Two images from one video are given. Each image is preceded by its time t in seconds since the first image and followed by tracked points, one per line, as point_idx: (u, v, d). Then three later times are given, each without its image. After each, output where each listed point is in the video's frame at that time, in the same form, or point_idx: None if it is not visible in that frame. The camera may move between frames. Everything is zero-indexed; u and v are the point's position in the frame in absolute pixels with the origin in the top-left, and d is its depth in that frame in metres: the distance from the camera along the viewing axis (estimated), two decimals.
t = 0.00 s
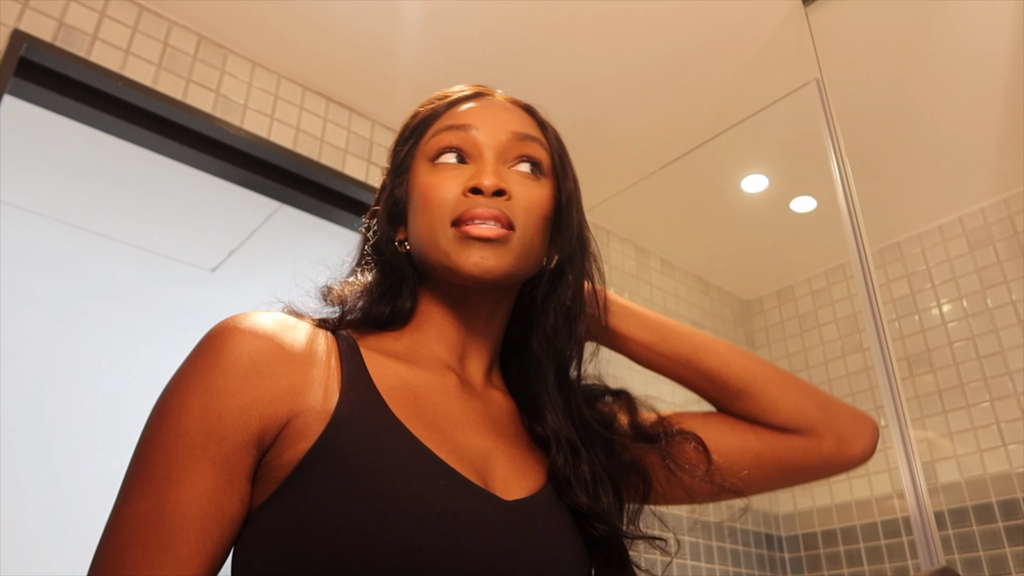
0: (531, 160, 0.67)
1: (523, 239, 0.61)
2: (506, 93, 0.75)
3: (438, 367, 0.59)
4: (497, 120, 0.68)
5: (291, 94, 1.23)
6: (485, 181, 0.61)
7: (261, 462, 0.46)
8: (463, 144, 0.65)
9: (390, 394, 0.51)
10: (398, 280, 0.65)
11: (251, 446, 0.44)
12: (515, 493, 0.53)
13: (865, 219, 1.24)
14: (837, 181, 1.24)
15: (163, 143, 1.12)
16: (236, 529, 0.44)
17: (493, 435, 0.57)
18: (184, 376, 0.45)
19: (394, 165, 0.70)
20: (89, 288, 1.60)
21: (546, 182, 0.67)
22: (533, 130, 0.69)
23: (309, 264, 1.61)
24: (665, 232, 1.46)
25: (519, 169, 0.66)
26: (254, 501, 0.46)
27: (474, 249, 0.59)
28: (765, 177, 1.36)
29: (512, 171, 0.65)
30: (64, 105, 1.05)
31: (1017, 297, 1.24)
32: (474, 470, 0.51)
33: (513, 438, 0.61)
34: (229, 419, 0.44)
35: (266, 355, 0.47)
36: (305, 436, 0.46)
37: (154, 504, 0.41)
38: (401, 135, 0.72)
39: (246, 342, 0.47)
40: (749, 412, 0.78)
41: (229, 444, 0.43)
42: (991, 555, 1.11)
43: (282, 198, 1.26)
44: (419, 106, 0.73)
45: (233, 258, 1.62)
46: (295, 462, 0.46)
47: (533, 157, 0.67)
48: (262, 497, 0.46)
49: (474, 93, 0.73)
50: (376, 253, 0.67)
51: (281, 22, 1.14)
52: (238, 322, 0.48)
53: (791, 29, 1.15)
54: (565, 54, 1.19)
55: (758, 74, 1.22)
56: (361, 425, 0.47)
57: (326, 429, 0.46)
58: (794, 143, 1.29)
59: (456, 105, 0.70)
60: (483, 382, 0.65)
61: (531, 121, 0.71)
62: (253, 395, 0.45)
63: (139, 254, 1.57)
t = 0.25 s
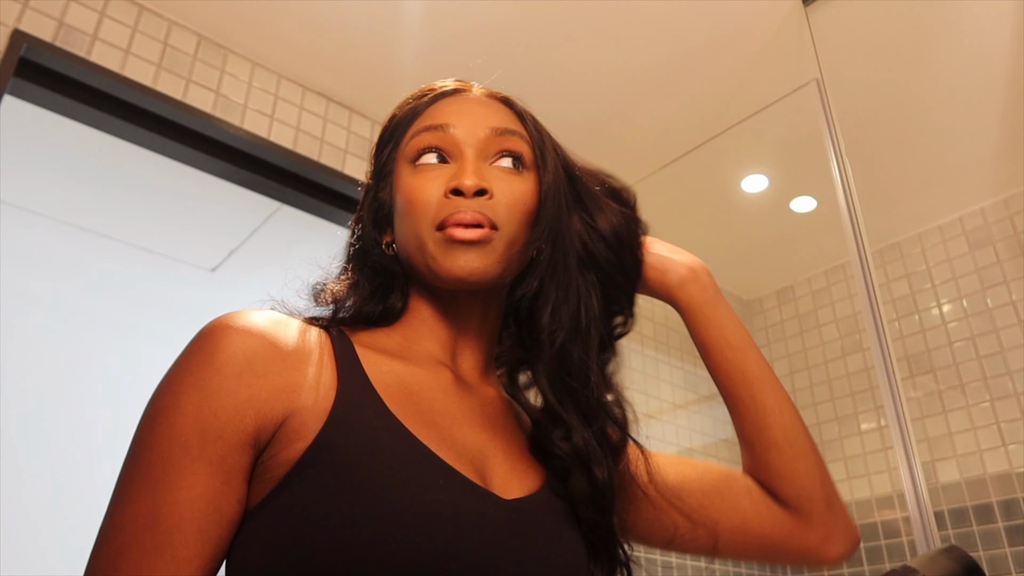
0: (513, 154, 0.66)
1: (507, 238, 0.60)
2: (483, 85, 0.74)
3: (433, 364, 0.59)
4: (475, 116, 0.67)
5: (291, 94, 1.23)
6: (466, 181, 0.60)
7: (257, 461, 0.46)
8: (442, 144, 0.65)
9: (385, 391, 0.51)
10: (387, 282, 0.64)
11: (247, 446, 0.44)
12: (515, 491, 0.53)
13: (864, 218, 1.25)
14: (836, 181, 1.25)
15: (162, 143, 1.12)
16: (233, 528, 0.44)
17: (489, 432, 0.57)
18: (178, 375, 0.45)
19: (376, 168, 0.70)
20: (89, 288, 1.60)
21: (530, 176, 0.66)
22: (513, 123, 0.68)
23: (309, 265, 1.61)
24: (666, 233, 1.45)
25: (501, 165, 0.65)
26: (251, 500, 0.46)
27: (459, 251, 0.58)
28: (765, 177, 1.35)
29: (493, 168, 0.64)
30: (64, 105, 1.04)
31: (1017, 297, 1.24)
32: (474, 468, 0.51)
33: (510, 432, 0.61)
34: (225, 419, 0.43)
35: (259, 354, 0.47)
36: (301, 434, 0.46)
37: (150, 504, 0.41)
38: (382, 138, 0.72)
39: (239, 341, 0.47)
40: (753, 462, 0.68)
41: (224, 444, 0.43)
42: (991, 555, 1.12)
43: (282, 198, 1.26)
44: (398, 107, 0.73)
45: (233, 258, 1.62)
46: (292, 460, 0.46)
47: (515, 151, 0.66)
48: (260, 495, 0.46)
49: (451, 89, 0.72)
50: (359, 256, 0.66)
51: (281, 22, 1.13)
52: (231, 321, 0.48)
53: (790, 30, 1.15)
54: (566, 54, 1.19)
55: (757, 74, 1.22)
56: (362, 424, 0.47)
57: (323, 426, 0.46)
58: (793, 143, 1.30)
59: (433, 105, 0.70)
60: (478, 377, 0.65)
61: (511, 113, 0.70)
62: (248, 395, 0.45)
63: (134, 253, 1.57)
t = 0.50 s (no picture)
0: (511, 139, 0.66)
1: (508, 221, 0.61)
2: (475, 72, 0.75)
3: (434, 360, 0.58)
4: (472, 102, 0.67)
5: (291, 94, 1.23)
6: (466, 165, 0.60)
7: (252, 462, 0.45)
8: (440, 131, 0.65)
9: (384, 390, 0.51)
10: (386, 270, 0.64)
11: (240, 447, 0.44)
12: (518, 498, 0.52)
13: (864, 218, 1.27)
14: (837, 181, 1.27)
15: (163, 143, 1.12)
16: (228, 530, 0.44)
17: (490, 431, 0.56)
18: (172, 374, 0.45)
19: (372, 159, 0.70)
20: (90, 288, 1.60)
21: (527, 161, 0.67)
22: (508, 109, 0.69)
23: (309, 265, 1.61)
24: (665, 232, 1.47)
25: (499, 150, 0.65)
26: (246, 502, 0.46)
27: (460, 237, 0.58)
28: (765, 177, 1.35)
29: (492, 152, 0.65)
30: (64, 105, 1.05)
31: (1017, 297, 1.24)
32: (474, 473, 0.51)
33: (511, 432, 0.60)
34: (218, 419, 0.43)
35: (253, 352, 0.46)
36: (297, 437, 0.46)
37: (142, 505, 0.41)
38: (376, 127, 0.72)
39: (234, 338, 0.46)
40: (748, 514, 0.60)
41: (218, 445, 0.43)
42: (990, 555, 1.11)
43: (281, 198, 1.26)
44: (392, 95, 0.73)
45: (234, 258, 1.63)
46: (287, 464, 0.45)
47: (512, 137, 0.67)
48: (256, 498, 0.45)
49: (444, 76, 0.72)
50: (356, 245, 0.66)
51: (281, 22, 1.14)
52: (227, 317, 0.48)
53: (789, 30, 1.15)
54: (565, 54, 1.19)
55: (757, 73, 1.22)
56: (359, 424, 0.47)
57: (322, 426, 0.46)
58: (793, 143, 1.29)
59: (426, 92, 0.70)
60: (481, 373, 0.64)
61: (506, 100, 0.71)
62: (241, 395, 0.44)
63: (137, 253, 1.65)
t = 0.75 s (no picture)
0: (538, 142, 0.67)
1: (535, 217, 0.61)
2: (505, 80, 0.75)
3: (452, 361, 0.58)
4: (500, 104, 0.68)
5: (291, 94, 1.23)
6: (494, 161, 0.61)
7: (265, 454, 0.45)
8: (467, 130, 0.65)
9: (404, 390, 0.51)
10: (410, 266, 0.64)
11: (254, 437, 0.44)
12: (527, 507, 0.52)
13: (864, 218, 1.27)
14: (837, 181, 1.27)
15: (163, 143, 1.12)
16: (235, 519, 0.44)
17: (504, 436, 0.56)
18: (191, 358, 0.45)
19: (397, 159, 0.70)
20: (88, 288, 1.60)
21: (554, 164, 0.67)
22: (536, 113, 0.69)
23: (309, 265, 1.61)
24: (667, 234, 1.45)
25: (526, 151, 0.66)
26: (256, 494, 0.45)
27: (487, 230, 0.58)
28: (765, 177, 1.35)
29: (519, 153, 0.65)
30: (63, 105, 1.04)
31: (1017, 297, 1.24)
32: (487, 479, 0.51)
33: (525, 436, 0.59)
34: (233, 408, 0.43)
35: (273, 340, 0.47)
36: (312, 432, 0.46)
37: (153, 487, 0.41)
38: (403, 128, 0.72)
39: (255, 327, 0.47)
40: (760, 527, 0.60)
41: (232, 432, 0.43)
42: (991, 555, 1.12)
43: (282, 198, 1.26)
44: (420, 99, 0.73)
45: (233, 258, 1.63)
46: (301, 459, 0.45)
47: (540, 139, 0.67)
48: (264, 493, 0.45)
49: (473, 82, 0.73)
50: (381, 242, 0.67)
51: (281, 22, 1.13)
52: (250, 305, 0.48)
53: (790, 30, 1.15)
54: (565, 54, 1.19)
55: (757, 73, 1.22)
56: (365, 424, 0.46)
57: (338, 424, 0.46)
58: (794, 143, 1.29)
59: (457, 94, 0.71)
60: (497, 377, 0.63)
61: (533, 105, 0.71)
62: (258, 385, 0.44)
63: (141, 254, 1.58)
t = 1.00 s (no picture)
0: (541, 145, 0.67)
1: (537, 219, 0.61)
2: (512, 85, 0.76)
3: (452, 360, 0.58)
4: (505, 107, 0.68)
5: (291, 94, 1.23)
6: (498, 162, 0.61)
7: (265, 450, 0.45)
8: (471, 132, 0.65)
9: (405, 387, 0.51)
10: (411, 266, 0.64)
11: (255, 434, 0.44)
12: (526, 505, 0.52)
13: (864, 218, 1.27)
14: (837, 181, 1.27)
15: (163, 143, 1.12)
16: (235, 517, 0.44)
17: (503, 436, 0.56)
18: (191, 355, 0.45)
19: (401, 159, 0.70)
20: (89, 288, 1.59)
21: (557, 168, 0.67)
22: (540, 117, 0.69)
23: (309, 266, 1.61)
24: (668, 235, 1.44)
25: (529, 155, 0.66)
26: (256, 491, 0.45)
27: (490, 230, 0.58)
28: (765, 177, 1.36)
29: (522, 156, 0.65)
30: (64, 105, 1.04)
31: (1017, 297, 1.24)
32: (485, 477, 0.51)
33: (523, 436, 0.59)
34: (233, 405, 0.43)
35: (273, 337, 0.46)
36: (311, 428, 0.46)
37: (154, 485, 0.41)
38: (407, 130, 0.72)
39: (255, 324, 0.46)
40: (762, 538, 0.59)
41: (232, 430, 0.43)
42: (990, 555, 1.12)
43: (282, 198, 1.26)
44: (425, 101, 0.73)
45: (233, 258, 1.63)
46: (299, 454, 0.45)
47: (543, 143, 0.67)
48: (263, 489, 0.45)
49: (479, 86, 0.73)
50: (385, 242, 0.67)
51: (281, 22, 1.14)
52: (250, 301, 0.48)
53: (790, 29, 1.15)
54: (565, 54, 1.19)
55: (757, 73, 1.22)
56: (364, 422, 0.46)
57: (337, 420, 0.46)
58: (793, 143, 1.30)
59: (462, 97, 0.71)
60: (496, 376, 0.63)
61: (537, 109, 0.71)
62: (258, 382, 0.44)
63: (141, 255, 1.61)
